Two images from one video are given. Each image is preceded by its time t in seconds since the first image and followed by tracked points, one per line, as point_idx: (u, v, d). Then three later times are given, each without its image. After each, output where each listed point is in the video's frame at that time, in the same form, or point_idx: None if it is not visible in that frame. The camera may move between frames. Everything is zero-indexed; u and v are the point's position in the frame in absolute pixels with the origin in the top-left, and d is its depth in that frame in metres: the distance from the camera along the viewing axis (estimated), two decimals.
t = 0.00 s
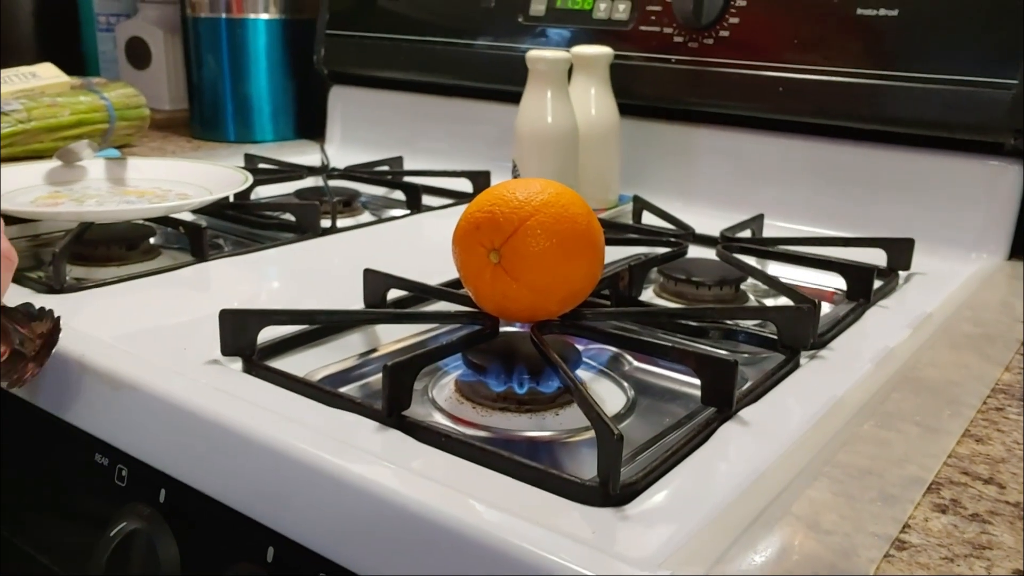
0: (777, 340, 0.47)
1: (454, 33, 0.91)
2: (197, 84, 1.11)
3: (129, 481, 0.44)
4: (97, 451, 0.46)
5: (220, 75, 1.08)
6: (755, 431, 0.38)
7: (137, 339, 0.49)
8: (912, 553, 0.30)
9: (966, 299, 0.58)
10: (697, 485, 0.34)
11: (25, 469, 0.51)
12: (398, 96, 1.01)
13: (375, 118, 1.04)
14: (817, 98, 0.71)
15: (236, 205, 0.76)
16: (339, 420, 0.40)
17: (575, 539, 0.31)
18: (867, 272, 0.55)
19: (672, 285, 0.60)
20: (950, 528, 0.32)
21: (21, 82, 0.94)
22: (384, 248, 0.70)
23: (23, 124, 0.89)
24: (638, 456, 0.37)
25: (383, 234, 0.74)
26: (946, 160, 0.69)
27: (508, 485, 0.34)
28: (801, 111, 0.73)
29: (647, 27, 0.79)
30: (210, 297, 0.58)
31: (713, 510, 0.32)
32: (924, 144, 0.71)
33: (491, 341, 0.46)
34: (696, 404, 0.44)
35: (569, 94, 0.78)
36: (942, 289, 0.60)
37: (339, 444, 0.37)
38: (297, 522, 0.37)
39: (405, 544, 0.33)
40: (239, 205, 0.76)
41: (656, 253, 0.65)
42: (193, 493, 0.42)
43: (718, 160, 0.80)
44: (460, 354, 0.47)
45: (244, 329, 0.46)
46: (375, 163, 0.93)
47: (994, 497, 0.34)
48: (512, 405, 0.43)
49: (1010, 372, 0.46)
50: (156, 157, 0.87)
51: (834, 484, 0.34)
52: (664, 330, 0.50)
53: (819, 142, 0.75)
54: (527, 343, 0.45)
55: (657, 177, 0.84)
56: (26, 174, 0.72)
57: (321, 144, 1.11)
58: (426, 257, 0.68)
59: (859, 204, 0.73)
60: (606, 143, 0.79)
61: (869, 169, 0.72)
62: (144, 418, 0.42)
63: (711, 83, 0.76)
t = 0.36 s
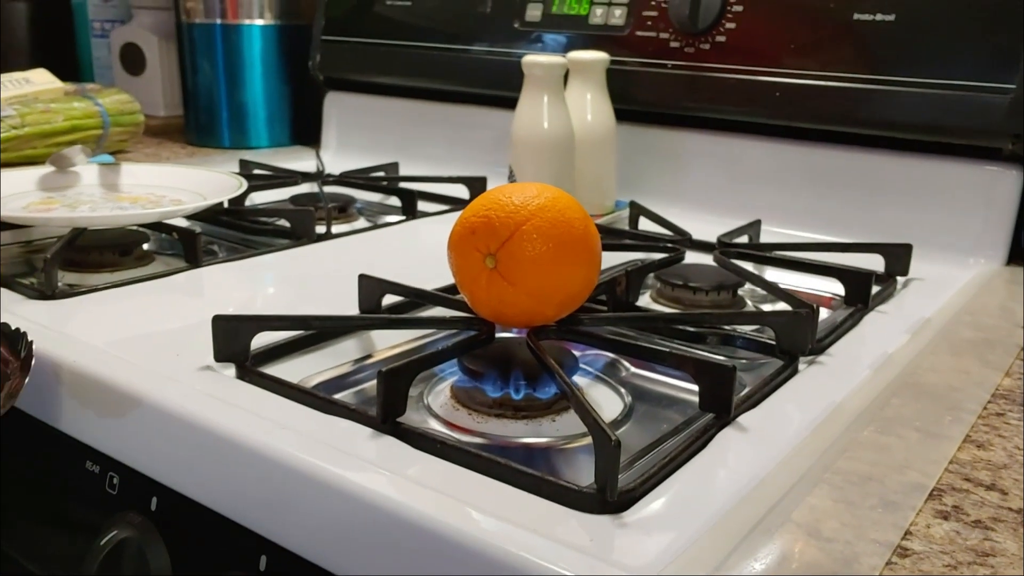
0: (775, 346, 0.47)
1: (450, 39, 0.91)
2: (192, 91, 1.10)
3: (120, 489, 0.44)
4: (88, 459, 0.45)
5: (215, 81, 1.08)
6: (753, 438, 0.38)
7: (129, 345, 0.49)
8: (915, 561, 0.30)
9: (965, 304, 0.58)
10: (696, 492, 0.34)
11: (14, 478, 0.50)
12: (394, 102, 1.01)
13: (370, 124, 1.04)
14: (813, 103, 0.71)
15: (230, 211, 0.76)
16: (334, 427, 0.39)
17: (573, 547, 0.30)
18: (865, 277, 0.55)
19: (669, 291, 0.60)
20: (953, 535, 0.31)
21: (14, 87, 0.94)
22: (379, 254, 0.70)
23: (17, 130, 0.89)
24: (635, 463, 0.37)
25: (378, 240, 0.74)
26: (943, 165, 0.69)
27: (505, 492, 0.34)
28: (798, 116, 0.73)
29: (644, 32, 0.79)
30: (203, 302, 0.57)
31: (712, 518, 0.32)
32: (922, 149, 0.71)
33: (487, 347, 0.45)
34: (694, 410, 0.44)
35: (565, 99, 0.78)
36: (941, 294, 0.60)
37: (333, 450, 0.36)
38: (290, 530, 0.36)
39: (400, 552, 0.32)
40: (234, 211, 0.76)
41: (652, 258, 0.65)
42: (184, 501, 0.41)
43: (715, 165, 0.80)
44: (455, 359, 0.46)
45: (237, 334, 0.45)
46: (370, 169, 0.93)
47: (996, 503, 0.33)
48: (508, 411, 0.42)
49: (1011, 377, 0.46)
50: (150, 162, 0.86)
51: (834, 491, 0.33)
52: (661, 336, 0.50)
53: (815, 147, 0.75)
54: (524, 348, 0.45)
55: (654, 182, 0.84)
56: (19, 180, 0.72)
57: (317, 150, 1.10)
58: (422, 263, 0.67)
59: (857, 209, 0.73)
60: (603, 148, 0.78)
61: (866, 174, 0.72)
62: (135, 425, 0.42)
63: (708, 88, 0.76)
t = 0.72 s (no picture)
0: (775, 343, 0.47)
1: (449, 40, 0.91)
2: (191, 93, 1.10)
3: (119, 487, 0.44)
4: (86, 457, 0.45)
5: (214, 83, 1.08)
6: (753, 434, 0.38)
7: (127, 344, 0.48)
8: (917, 556, 0.30)
9: (965, 303, 0.58)
10: (697, 487, 0.34)
11: (13, 477, 0.50)
12: (393, 103, 1.01)
13: (370, 125, 1.04)
14: (812, 102, 0.71)
15: (229, 211, 0.75)
16: (333, 424, 0.39)
17: (573, 542, 0.30)
18: (864, 275, 0.55)
19: (668, 289, 0.59)
20: (954, 530, 0.31)
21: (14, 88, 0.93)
22: (378, 254, 0.70)
23: (17, 131, 0.87)
24: (635, 460, 0.37)
25: (377, 240, 0.74)
26: (942, 164, 0.69)
27: (505, 488, 0.34)
28: (796, 116, 0.73)
29: (643, 32, 0.79)
30: (202, 301, 0.57)
31: (712, 513, 0.32)
32: (921, 148, 0.71)
33: (486, 344, 0.45)
34: (693, 408, 0.44)
35: (565, 99, 0.78)
36: (941, 292, 0.60)
37: (333, 447, 0.36)
38: (289, 527, 0.36)
39: (399, 549, 0.32)
40: (232, 212, 0.76)
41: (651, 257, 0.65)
42: (183, 499, 0.41)
43: (714, 166, 0.80)
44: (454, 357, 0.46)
45: (236, 332, 0.45)
46: (369, 170, 0.93)
47: (998, 498, 0.33)
48: (507, 409, 0.42)
49: (1011, 374, 0.46)
50: (149, 163, 0.86)
51: (836, 486, 0.33)
52: (661, 334, 0.50)
53: (814, 147, 0.75)
54: (523, 346, 0.45)
55: (653, 183, 0.84)
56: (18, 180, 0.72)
57: (316, 151, 1.10)
58: (421, 263, 0.67)
59: (856, 209, 0.73)
60: (602, 148, 0.78)
61: (865, 174, 0.72)
62: (133, 422, 0.42)
63: (707, 87, 0.76)
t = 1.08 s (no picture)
0: (778, 343, 0.47)
1: (452, 41, 0.91)
2: (195, 96, 1.11)
3: (123, 487, 0.44)
4: (91, 457, 0.45)
5: (218, 85, 1.08)
6: (757, 433, 0.38)
7: (132, 345, 0.49)
8: (921, 553, 0.30)
9: (969, 302, 0.58)
10: (700, 487, 0.34)
11: (19, 478, 0.50)
12: (397, 105, 1.01)
13: (373, 127, 1.04)
14: (815, 103, 0.71)
15: (233, 213, 0.76)
16: (336, 424, 0.39)
17: (576, 541, 0.30)
18: (868, 275, 0.55)
19: (672, 290, 0.59)
20: (958, 528, 0.31)
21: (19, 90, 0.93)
22: (382, 255, 0.70)
23: (22, 134, 0.88)
24: (638, 459, 0.37)
25: (381, 241, 0.74)
26: (947, 164, 0.69)
27: (508, 487, 0.34)
28: (800, 116, 0.73)
29: (646, 33, 0.79)
30: (207, 302, 0.57)
31: (716, 512, 0.32)
32: (925, 148, 0.71)
33: (489, 345, 0.45)
34: (697, 408, 0.44)
35: (568, 100, 0.78)
36: (945, 292, 0.60)
37: (337, 447, 0.36)
38: (293, 527, 0.36)
39: (403, 547, 0.32)
40: (236, 213, 0.76)
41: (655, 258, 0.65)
42: (187, 499, 0.41)
43: (718, 166, 0.80)
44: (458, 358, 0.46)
45: (240, 333, 0.45)
46: (373, 172, 0.93)
47: (1002, 496, 0.33)
48: (511, 408, 0.42)
49: (1016, 372, 0.46)
50: (154, 165, 0.87)
51: (839, 485, 0.33)
52: (665, 334, 0.50)
53: (817, 147, 0.75)
54: (526, 346, 0.45)
55: (656, 183, 0.84)
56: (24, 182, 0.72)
57: (320, 153, 1.10)
58: (425, 264, 0.67)
59: (860, 209, 0.73)
60: (605, 150, 0.78)
61: (869, 173, 0.72)
62: (138, 423, 0.42)
63: (710, 88, 0.76)
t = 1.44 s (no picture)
0: (783, 349, 0.47)
1: (458, 47, 0.91)
2: (202, 102, 1.11)
3: (132, 493, 0.44)
4: (100, 463, 0.46)
5: (226, 90, 1.09)
6: (761, 439, 0.38)
7: (141, 351, 0.49)
8: (924, 561, 0.30)
9: (975, 308, 0.58)
10: (704, 492, 0.34)
11: (29, 483, 0.51)
12: (402, 111, 1.02)
13: (379, 133, 1.04)
14: (820, 108, 0.72)
15: (240, 219, 0.76)
16: (343, 430, 0.39)
17: (581, 547, 0.30)
18: (873, 281, 0.55)
19: (677, 295, 0.60)
20: (961, 535, 0.32)
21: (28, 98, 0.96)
22: (388, 261, 0.70)
23: (30, 141, 0.90)
24: (643, 465, 0.37)
25: (387, 247, 0.74)
26: (952, 169, 0.69)
27: (513, 493, 0.34)
28: (806, 121, 0.73)
29: (651, 39, 0.79)
30: (214, 308, 0.58)
31: (721, 518, 0.32)
32: (930, 153, 0.71)
33: (495, 351, 0.46)
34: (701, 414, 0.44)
35: (573, 106, 0.78)
36: (950, 297, 0.60)
37: (343, 453, 0.37)
38: (301, 532, 0.36)
39: (409, 552, 0.32)
40: (243, 219, 0.76)
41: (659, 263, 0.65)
42: (195, 504, 0.41)
43: (723, 171, 0.80)
44: (464, 364, 0.47)
45: (247, 339, 0.46)
46: (379, 177, 0.93)
47: (1005, 503, 0.34)
48: (516, 414, 0.43)
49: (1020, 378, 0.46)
50: (162, 171, 0.87)
51: (843, 492, 0.34)
52: (669, 340, 0.50)
53: (823, 152, 0.75)
54: (532, 352, 0.45)
55: (662, 189, 0.84)
56: (33, 189, 0.73)
57: (326, 158, 1.11)
58: (430, 270, 0.68)
59: (865, 214, 0.73)
60: (610, 155, 0.79)
61: (875, 179, 0.72)
62: (147, 429, 0.42)
63: (715, 93, 0.76)
